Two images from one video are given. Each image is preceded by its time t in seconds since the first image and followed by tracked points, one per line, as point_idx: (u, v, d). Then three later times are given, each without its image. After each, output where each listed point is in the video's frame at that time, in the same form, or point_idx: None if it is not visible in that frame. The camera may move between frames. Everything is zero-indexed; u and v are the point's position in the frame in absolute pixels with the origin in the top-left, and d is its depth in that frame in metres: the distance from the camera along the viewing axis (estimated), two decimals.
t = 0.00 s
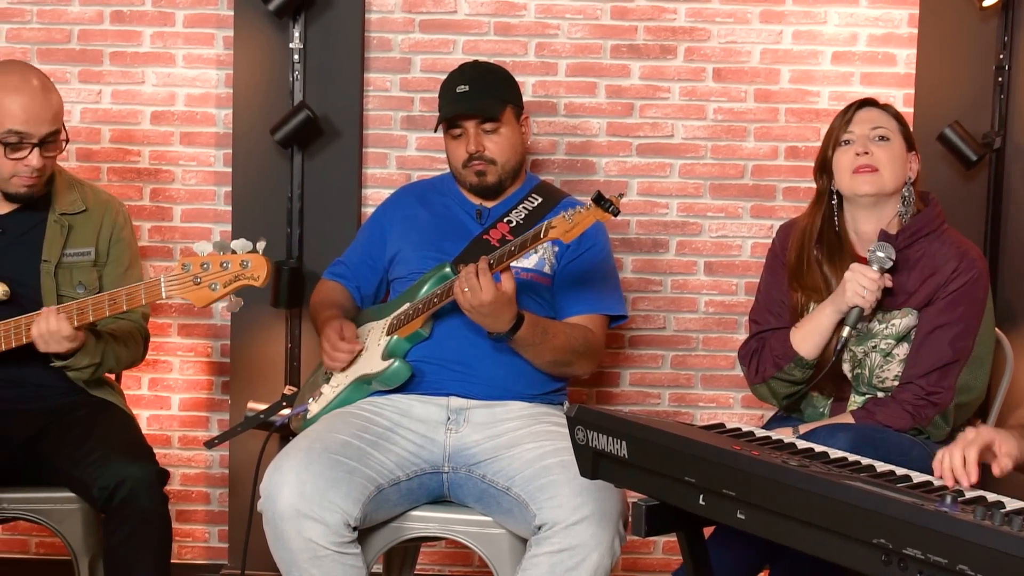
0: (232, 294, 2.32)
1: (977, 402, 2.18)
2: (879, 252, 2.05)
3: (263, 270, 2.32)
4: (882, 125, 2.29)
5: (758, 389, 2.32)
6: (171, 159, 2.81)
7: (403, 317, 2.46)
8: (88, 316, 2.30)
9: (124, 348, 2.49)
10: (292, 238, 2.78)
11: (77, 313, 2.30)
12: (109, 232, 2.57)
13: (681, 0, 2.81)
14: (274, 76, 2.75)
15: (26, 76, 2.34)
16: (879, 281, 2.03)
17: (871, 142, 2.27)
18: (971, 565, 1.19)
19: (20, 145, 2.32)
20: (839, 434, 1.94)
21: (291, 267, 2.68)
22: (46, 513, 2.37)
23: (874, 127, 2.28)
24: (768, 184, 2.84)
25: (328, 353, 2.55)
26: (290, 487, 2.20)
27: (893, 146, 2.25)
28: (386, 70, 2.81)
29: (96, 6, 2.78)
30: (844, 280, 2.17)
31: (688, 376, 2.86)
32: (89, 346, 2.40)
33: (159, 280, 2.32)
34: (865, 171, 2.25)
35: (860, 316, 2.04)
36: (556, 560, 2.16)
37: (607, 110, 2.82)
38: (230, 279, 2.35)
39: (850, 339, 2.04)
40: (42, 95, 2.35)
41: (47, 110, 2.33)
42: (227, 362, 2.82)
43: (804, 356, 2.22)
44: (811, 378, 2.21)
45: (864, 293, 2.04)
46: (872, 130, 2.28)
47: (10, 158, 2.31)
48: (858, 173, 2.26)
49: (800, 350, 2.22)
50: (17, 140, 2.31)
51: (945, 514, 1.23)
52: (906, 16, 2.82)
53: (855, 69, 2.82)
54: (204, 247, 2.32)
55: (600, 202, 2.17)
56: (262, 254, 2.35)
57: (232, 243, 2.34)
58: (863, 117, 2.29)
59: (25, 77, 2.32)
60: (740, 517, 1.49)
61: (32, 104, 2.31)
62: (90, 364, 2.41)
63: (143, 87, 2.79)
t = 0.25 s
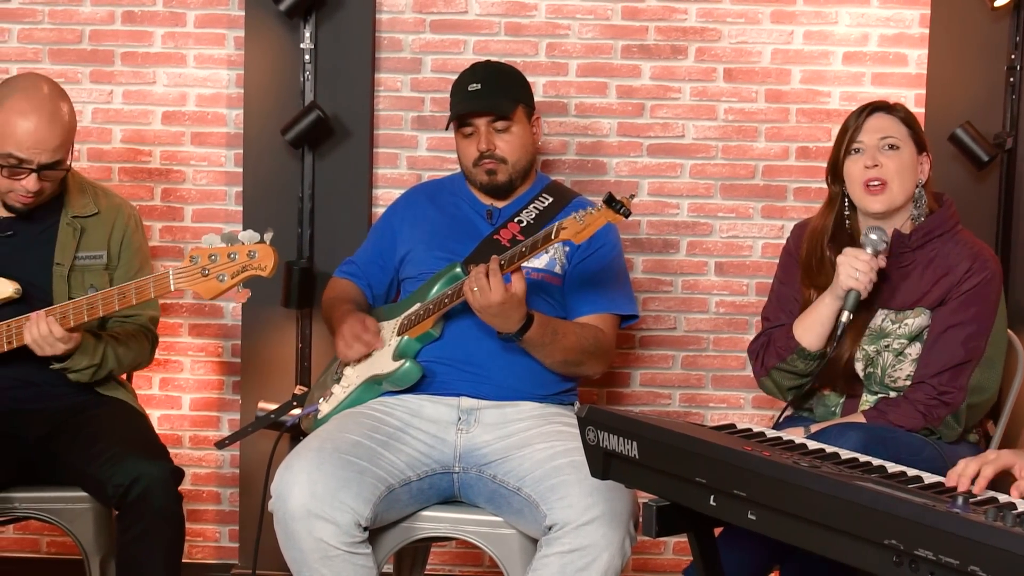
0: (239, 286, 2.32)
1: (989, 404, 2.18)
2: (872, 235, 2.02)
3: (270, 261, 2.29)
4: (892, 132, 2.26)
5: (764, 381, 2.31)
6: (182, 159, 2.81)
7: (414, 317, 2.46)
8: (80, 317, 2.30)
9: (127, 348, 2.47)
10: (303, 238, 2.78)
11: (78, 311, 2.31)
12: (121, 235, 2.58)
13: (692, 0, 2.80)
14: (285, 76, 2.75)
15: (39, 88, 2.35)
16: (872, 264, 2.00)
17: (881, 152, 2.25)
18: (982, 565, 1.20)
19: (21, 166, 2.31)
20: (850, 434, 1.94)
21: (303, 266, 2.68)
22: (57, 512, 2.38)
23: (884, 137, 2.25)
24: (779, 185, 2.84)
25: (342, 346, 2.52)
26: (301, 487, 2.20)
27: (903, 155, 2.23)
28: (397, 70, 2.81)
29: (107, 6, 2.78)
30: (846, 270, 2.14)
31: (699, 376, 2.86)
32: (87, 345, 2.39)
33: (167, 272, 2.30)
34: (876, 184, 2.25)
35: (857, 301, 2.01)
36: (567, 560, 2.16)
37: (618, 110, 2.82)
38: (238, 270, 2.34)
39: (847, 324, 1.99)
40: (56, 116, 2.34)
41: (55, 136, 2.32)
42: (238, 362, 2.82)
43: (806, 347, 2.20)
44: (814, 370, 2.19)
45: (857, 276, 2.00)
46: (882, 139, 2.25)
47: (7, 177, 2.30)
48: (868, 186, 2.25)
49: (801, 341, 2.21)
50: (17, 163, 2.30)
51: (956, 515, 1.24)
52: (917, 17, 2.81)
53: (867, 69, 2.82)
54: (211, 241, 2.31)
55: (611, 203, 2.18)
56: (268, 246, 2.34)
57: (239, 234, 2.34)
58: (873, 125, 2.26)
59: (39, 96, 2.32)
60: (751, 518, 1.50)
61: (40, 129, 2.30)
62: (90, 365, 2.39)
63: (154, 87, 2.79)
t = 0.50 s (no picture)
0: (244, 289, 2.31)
1: (1004, 402, 2.17)
2: (876, 205, 2.05)
3: (273, 266, 2.27)
4: (902, 132, 2.24)
5: (766, 361, 2.28)
6: (194, 159, 2.81)
7: (425, 317, 2.46)
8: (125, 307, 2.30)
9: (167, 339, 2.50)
10: (314, 238, 2.78)
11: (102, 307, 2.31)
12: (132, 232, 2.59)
13: (703, 0, 2.80)
14: (297, 77, 2.75)
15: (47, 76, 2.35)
16: (874, 232, 2.01)
17: (892, 151, 2.23)
18: (994, 566, 1.20)
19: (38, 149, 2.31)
20: (862, 434, 1.94)
21: (314, 267, 2.68)
22: (70, 511, 2.38)
23: (895, 136, 2.22)
24: (791, 185, 2.84)
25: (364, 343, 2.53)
26: (312, 487, 2.21)
27: (914, 155, 2.22)
28: (409, 70, 2.81)
29: (120, 7, 2.78)
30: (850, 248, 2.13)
31: (710, 377, 2.86)
32: (135, 338, 2.43)
33: (172, 277, 2.30)
34: (885, 184, 2.23)
35: (860, 268, 2.01)
36: (578, 560, 2.16)
37: (630, 110, 2.82)
38: (244, 273, 2.34)
39: (848, 292, 2.00)
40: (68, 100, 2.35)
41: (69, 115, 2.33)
42: (250, 362, 2.82)
43: (810, 323, 2.17)
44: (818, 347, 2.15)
45: (859, 242, 2.01)
46: (893, 138, 2.23)
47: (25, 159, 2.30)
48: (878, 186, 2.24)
49: (805, 316, 2.17)
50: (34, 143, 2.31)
51: (968, 516, 1.24)
52: (930, 17, 2.81)
53: (879, 69, 2.81)
54: (218, 242, 2.32)
55: (623, 201, 2.19)
56: (273, 250, 2.33)
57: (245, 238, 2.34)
58: (884, 124, 2.24)
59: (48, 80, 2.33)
60: (763, 519, 1.50)
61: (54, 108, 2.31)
62: (140, 358, 2.43)
63: (166, 87, 2.80)
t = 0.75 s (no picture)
0: (263, 289, 2.31)
1: (1014, 401, 2.15)
2: (890, 204, 2.06)
3: (294, 263, 2.32)
4: (917, 135, 2.23)
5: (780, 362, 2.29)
6: (206, 159, 2.82)
7: (435, 317, 2.46)
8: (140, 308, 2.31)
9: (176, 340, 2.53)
10: (325, 238, 2.78)
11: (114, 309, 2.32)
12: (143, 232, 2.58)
13: (714, 1, 2.80)
14: (308, 77, 2.76)
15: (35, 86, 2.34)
16: (889, 231, 2.03)
17: (906, 155, 2.22)
18: (1006, 567, 1.20)
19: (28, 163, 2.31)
20: (873, 434, 1.94)
21: (324, 267, 2.68)
22: (81, 511, 2.39)
23: (909, 139, 2.22)
24: (802, 185, 2.83)
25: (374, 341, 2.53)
26: (323, 487, 2.21)
27: (928, 160, 2.21)
28: (420, 70, 2.81)
29: (131, 7, 2.78)
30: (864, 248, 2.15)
31: (721, 377, 2.85)
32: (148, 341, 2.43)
33: (190, 276, 2.30)
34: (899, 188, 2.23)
35: (875, 267, 2.03)
36: (589, 560, 2.15)
37: (641, 111, 2.82)
38: (261, 272, 2.36)
39: (863, 291, 2.02)
40: (56, 112, 2.33)
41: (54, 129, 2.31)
42: (261, 362, 2.82)
43: (824, 324, 2.18)
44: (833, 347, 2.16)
45: (874, 241, 2.03)
46: (907, 142, 2.22)
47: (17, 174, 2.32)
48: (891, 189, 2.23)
49: (819, 317, 2.18)
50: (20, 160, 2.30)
51: (979, 517, 1.24)
52: (941, 17, 2.80)
53: (890, 69, 2.81)
54: (236, 242, 2.33)
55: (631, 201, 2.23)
56: (292, 250, 2.35)
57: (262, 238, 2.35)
58: (900, 127, 2.22)
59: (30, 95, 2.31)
60: (773, 519, 1.50)
61: (37, 124, 2.29)
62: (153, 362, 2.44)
63: (177, 87, 2.80)
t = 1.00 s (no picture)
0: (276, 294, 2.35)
1: None
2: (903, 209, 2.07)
3: (307, 269, 2.34)
4: (930, 132, 2.23)
5: (796, 367, 2.29)
6: (216, 159, 2.82)
7: (446, 316, 2.47)
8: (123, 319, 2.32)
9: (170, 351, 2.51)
10: (335, 238, 2.78)
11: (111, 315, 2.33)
12: (151, 232, 2.58)
13: (724, 1, 2.79)
14: (318, 77, 2.76)
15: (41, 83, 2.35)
16: (905, 237, 2.03)
17: (919, 152, 2.22)
18: (1016, 569, 1.20)
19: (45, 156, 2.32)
20: (883, 435, 1.94)
21: (335, 267, 2.69)
22: (91, 510, 2.39)
23: (923, 137, 2.22)
24: (812, 186, 2.83)
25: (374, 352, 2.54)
26: (333, 487, 2.21)
27: (941, 158, 2.20)
28: (429, 70, 2.81)
29: (142, 7, 2.79)
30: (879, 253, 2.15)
31: (731, 378, 2.85)
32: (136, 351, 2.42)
33: (205, 279, 2.33)
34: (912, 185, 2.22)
35: (892, 274, 2.04)
36: (598, 560, 2.15)
37: (650, 111, 2.82)
38: (274, 278, 2.37)
39: (881, 299, 2.04)
40: (66, 103, 2.33)
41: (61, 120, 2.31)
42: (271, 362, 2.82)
43: (839, 329, 2.18)
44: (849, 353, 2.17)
45: (891, 249, 2.03)
46: (920, 139, 2.22)
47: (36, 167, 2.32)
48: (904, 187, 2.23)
49: (834, 322, 2.19)
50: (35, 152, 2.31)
51: (990, 518, 1.24)
52: (952, 17, 2.80)
53: (901, 69, 2.80)
54: (250, 246, 2.35)
55: (637, 196, 2.21)
56: (306, 255, 2.38)
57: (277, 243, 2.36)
58: (913, 124, 2.22)
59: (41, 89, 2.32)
60: (784, 520, 1.49)
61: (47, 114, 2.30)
62: (138, 373, 2.43)
63: (187, 87, 2.80)
